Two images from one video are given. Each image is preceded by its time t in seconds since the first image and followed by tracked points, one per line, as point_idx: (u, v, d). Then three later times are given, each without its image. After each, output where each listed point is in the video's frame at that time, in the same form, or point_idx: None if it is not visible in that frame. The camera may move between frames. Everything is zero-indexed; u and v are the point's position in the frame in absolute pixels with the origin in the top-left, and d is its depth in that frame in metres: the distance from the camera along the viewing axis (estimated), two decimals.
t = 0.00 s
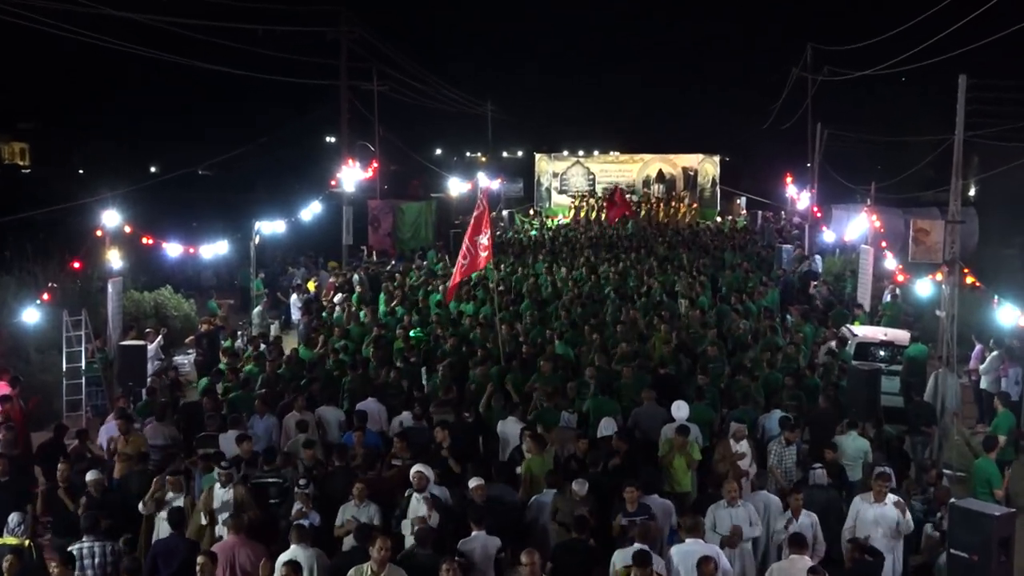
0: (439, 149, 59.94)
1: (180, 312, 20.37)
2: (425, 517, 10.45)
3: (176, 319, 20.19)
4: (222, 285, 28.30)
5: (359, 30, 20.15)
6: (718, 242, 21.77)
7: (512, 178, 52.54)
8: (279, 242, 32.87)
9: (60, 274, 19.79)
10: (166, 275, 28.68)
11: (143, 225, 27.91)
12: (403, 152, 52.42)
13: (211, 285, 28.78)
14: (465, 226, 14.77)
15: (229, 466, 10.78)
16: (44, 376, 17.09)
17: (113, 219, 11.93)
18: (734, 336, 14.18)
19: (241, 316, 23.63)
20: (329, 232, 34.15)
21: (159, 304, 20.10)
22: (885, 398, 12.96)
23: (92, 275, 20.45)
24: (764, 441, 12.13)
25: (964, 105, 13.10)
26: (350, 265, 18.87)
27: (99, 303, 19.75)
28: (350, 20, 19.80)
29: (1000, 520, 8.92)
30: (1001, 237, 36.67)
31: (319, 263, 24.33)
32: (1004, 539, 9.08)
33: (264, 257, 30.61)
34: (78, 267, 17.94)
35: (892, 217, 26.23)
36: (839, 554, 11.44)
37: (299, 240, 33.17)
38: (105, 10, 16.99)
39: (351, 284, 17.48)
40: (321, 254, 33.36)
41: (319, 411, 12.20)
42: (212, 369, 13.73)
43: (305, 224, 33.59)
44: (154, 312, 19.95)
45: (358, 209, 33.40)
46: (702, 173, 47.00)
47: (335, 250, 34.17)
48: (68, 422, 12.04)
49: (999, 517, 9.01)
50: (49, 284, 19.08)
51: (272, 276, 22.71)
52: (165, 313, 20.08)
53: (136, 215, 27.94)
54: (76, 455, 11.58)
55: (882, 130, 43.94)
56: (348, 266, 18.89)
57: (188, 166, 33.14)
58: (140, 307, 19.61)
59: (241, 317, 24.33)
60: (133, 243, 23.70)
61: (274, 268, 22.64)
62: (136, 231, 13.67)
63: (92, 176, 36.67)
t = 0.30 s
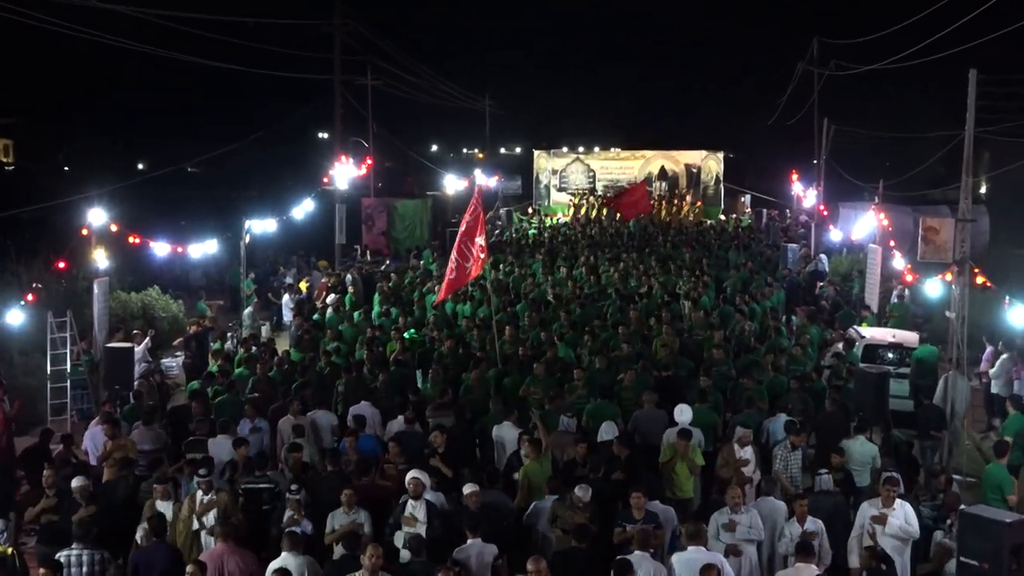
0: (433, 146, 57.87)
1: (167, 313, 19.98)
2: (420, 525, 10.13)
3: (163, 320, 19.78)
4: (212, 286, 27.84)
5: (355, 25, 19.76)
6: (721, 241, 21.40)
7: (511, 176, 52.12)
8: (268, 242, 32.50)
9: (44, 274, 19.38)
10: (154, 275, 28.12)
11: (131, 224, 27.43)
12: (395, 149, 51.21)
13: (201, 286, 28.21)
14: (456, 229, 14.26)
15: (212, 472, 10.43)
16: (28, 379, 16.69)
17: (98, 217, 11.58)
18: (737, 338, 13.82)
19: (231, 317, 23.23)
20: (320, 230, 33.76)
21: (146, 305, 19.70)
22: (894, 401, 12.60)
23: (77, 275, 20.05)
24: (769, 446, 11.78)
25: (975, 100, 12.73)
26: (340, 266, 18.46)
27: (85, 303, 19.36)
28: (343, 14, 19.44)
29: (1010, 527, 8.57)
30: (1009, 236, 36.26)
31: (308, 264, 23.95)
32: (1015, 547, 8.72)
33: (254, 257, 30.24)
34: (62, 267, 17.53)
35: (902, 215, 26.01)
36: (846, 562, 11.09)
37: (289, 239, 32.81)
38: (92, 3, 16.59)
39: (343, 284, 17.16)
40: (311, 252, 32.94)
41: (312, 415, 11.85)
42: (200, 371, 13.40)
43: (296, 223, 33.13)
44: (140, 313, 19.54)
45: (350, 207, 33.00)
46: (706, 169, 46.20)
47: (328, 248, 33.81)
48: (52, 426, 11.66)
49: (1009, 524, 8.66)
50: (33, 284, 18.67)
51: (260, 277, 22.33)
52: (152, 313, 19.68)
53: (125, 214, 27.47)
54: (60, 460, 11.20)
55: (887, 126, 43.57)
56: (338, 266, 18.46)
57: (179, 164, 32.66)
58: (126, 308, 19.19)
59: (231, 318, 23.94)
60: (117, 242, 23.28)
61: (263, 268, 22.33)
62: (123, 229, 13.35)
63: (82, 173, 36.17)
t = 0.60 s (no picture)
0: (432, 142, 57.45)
1: (154, 314, 19.53)
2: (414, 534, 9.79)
3: (150, 321, 19.36)
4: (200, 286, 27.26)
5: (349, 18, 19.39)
6: (727, 241, 21.03)
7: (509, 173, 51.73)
8: (257, 240, 31.95)
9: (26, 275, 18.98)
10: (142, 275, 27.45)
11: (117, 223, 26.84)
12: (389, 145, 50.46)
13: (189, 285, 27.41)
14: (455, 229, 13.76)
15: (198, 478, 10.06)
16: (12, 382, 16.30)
17: (83, 215, 11.26)
18: (741, 339, 13.46)
19: (219, 319, 22.81)
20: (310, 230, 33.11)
21: (132, 305, 19.22)
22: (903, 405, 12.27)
23: (62, 275, 19.66)
24: (774, 451, 11.43)
25: (985, 94, 12.37)
26: (330, 266, 18.01)
27: (70, 304, 18.99)
28: (336, 6, 19.08)
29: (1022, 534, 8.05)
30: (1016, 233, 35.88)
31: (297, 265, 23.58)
32: None
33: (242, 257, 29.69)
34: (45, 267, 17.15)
35: (910, 213, 25.83)
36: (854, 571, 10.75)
37: (280, 238, 32.22)
38: None
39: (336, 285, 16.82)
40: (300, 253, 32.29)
41: (303, 419, 11.50)
42: (188, 375, 13.05)
43: (287, 220, 32.41)
44: (126, 314, 19.12)
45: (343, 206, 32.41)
46: (710, 166, 45.89)
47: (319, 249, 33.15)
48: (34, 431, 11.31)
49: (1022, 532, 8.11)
50: (15, 285, 18.29)
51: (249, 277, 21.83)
52: (139, 314, 19.26)
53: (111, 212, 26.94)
54: (41, 468, 10.83)
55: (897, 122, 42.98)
56: (328, 266, 18.01)
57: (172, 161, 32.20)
58: (112, 309, 18.78)
59: (220, 319, 23.43)
60: (102, 241, 22.76)
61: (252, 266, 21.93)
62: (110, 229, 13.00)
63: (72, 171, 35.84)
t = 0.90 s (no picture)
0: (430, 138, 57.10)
1: (140, 316, 19.08)
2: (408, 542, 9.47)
3: (136, 323, 18.92)
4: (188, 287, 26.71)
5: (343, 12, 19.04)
6: (729, 239, 20.73)
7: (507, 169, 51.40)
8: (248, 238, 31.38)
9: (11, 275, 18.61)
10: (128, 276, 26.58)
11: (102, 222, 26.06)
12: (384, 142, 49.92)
13: (176, 286, 26.48)
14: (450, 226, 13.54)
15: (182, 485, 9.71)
16: None
17: (66, 214, 10.93)
18: (744, 340, 13.14)
19: (206, 320, 22.39)
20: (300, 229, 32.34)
21: (117, 306, 18.80)
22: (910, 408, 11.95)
23: (47, 275, 19.28)
24: (778, 455, 11.12)
25: (995, 89, 12.03)
26: (321, 267, 17.64)
27: (54, 306, 18.61)
28: None
29: None
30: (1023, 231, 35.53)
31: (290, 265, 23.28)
32: None
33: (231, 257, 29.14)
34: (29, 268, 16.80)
35: (920, 212, 25.74)
36: None
37: (271, 237, 31.54)
38: None
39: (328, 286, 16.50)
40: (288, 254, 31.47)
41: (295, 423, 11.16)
42: (175, 377, 12.70)
43: (276, 219, 31.72)
44: (111, 316, 18.69)
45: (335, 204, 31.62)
46: (712, 163, 45.25)
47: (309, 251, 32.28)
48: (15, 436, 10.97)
49: None
50: None
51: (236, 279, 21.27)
52: (124, 316, 18.81)
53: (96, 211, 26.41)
54: (22, 473, 10.49)
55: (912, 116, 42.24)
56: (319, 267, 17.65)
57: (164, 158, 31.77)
58: (96, 311, 18.37)
59: (208, 321, 22.95)
60: (88, 240, 22.32)
61: (241, 265, 21.51)
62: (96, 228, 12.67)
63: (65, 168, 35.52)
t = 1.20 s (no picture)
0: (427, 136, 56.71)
1: (126, 317, 18.46)
2: (403, 548, 9.15)
3: (121, 324, 18.30)
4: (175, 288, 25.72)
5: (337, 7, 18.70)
6: (729, 237, 20.43)
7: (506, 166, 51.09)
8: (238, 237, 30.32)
9: None
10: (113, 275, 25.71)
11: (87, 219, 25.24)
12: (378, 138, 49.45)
13: (162, 285, 25.56)
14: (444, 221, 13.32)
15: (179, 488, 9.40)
16: None
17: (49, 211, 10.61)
18: (747, 342, 12.82)
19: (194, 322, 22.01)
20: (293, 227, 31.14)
21: (102, 307, 18.32)
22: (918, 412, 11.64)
23: (32, 273, 18.91)
24: (782, 460, 10.81)
25: (1006, 83, 11.70)
26: (311, 267, 17.29)
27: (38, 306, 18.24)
28: None
29: None
30: None
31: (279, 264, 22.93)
32: None
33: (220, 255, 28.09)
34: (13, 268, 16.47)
35: (928, 209, 25.51)
36: None
37: (261, 234, 30.42)
38: None
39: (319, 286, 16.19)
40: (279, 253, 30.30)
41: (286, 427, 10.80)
42: (161, 380, 12.36)
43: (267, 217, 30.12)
44: (95, 317, 18.13)
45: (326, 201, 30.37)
46: (714, 159, 44.74)
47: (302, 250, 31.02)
48: None
49: None
50: None
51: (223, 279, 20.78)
52: (108, 317, 18.21)
53: (80, 208, 25.61)
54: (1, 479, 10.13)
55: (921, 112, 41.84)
56: (309, 266, 17.29)
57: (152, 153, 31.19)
58: (79, 312, 17.88)
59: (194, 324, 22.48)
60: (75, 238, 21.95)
61: (232, 265, 21.20)
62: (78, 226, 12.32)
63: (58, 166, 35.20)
